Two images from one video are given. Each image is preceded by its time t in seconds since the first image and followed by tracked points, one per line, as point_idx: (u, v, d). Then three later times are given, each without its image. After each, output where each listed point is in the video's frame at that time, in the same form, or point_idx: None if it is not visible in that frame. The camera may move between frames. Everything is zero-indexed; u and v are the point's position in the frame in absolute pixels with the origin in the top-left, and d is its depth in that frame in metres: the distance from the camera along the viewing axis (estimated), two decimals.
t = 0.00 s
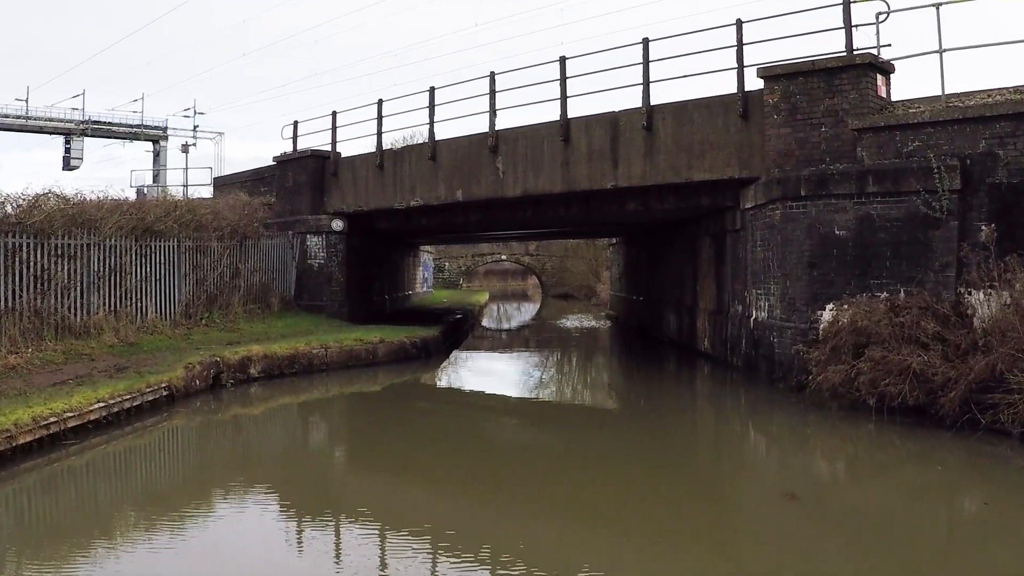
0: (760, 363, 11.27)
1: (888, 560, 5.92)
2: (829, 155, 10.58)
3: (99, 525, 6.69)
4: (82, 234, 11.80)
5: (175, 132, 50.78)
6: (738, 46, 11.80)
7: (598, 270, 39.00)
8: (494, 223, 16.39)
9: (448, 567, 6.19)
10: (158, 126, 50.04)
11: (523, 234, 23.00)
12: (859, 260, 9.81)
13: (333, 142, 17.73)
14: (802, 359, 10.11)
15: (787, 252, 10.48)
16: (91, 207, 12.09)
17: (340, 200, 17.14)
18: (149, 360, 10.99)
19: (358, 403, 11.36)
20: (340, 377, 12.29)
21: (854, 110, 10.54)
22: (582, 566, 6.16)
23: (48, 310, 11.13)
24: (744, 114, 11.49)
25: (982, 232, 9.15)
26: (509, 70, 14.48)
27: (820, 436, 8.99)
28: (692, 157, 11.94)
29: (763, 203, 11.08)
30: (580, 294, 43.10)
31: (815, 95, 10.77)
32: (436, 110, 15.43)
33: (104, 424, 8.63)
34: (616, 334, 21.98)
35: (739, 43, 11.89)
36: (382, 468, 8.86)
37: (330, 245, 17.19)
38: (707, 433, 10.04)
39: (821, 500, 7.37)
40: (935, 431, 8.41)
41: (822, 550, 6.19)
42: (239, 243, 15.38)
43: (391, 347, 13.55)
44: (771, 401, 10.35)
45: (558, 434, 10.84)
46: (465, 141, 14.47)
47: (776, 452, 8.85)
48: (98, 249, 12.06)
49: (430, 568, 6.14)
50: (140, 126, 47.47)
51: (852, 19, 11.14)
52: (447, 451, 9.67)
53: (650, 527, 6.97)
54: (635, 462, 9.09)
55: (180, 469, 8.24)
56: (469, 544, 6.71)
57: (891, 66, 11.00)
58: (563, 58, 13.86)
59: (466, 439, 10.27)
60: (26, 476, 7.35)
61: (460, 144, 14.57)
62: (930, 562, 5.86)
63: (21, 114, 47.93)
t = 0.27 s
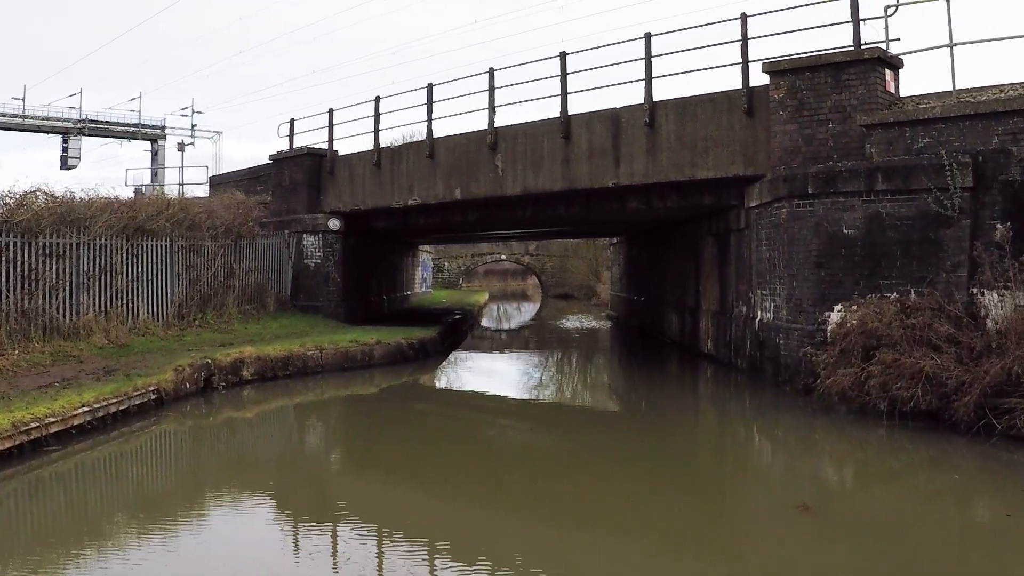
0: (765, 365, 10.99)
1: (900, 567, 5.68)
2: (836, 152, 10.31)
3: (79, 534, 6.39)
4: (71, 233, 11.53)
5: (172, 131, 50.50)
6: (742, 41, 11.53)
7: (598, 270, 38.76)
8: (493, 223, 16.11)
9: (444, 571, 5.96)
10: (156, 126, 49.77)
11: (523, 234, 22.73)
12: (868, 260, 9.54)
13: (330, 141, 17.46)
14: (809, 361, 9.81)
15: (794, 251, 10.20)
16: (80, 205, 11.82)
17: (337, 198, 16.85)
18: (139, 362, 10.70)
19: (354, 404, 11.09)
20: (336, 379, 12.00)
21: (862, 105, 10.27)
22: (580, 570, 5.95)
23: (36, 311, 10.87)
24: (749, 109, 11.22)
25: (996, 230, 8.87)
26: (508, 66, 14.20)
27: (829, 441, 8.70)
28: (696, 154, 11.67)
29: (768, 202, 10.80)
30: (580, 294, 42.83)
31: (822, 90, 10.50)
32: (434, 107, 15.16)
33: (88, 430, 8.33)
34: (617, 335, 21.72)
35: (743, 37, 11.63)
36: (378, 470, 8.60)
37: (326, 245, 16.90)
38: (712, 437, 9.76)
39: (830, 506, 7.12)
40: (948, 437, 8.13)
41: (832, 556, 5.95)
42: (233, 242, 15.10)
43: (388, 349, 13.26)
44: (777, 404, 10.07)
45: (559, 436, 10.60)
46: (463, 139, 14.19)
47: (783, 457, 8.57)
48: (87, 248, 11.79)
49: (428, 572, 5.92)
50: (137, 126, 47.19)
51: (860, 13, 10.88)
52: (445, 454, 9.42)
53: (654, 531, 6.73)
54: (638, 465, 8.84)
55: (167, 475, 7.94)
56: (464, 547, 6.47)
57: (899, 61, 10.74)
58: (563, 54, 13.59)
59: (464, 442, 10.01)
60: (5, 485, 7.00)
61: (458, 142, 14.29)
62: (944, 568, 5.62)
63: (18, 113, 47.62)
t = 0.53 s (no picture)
0: (771, 367, 10.71)
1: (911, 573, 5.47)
2: (844, 149, 10.02)
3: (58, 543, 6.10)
4: (60, 232, 11.26)
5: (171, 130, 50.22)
6: (747, 36, 11.25)
7: (599, 270, 38.53)
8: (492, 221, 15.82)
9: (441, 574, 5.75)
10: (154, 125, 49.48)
11: (523, 233, 22.45)
12: (878, 260, 9.27)
13: (326, 138, 17.18)
14: (818, 364, 9.53)
15: (801, 251, 9.92)
16: (69, 204, 11.55)
17: (333, 197, 16.58)
18: (128, 364, 10.42)
19: (350, 407, 10.82)
20: (331, 381, 11.71)
21: (871, 101, 9.98)
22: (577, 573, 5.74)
23: (22, 311, 10.61)
24: (754, 105, 10.95)
25: (1010, 229, 8.56)
26: (507, 62, 13.92)
27: (839, 447, 8.42)
28: (700, 152, 11.38)
29: (774, 200, 10.53)
30: (580, 294, 42.57)
31: (830, 85, 10.23)
32: (432, 104, 14.88)
33: (72, 435, 8.02)
34: (617, 335, 21.44)
35: (748, 32, 11.35)
36: (373, 473, 8.36)
37: (323, 244, 16.62)
38: (716, 441, 9.48)
39: (838, 511, 6.88)
40: (963, 444, 7.85)
41: (840, 562, 5.72)
42: (227, 241, 14.82)
43: (385, 350, 12.97)
44: (784, 408, 9.80)
45: (560, 437, 10.34)
46: (462, 136, 13.92)
47: (791, 462, 8.29)
48: (76, 247, 11.52)
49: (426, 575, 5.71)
50: (136, 124, 46.92)
51: (868, 6, 10.60)
52: (443, 456, 9.17)
53: (656, 535, 6.50)
54: (641, 468, 8.60)
55: (153, 481, 7.64)
56: (457, 551, 6.25)
57: (909, 55, 10.45)
58: (564, 49, 13.31)
59: (463, 444, 9.76)
60: None
61: (457, 139, 14.01)
62: None
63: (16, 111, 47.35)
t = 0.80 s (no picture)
0: (777, 370, 10.44)
1: None
2: (853, 146, 9.76)
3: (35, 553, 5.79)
4: (48, 230, 10.99)
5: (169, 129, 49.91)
6: (753, 30, 10.98)
7: (599, 270, 38.35)
8: (492, 220, 15.55)
9: None
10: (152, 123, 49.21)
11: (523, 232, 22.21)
12: (889, 260, 9.00)
13: (323, 136, 16.92)
14: (826, 368, 9.25)
15: (808, 250, 9.65)
16: (57, 202, 11.31)
17: (330, 195, 16.32)
18: (117, 366, 10.14)
19: (345, 409, 10.56)
20: (326, 384, 11.43)
21: (880, 97, 9.72)
22: None
23: (8, 312, 10.36)
24: (759, 101, 10.67)
25: None
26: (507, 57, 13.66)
27: (849, 453, 8.14)
28: (704, 149, 11.11)
29: (780, 198, 10.25)
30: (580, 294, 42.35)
31: (838, 81, 9.95)
32: (430, 101, 14.61)
33: (54, 440, 7.72)
34: (618, 336, 21.17)
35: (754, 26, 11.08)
36: (368, 476, 8.11)
37: (320, 244, 16.38)
38: (722, 444, 9.23)
39: (846, 516, 6.66)
40: (978, 450, 7.58)
41: (847, 570, 5.49)
42: (222, 240, 14.55)
43: (382, 352, 12.69)
44: (791, 412, 9.53)
45: (562, 439, 10.09)
46: (461, 133, 13.65)
47: (799, 468, 8.03)
48: (65, 246, 11.25)
49: None
50: (134, 123, 46.62)
51: None
52: (441, 458, 8.92)
53: (658, 541, 6.26)
54: (644, 471, 8.35)
55: (139, 487, 7.35)
56: (450, 556, 6.04)
57: (919, 50, 10.18)
58: (565, 44, 13.03)
59: (462, 446, 9.50)
60: None
61: (456, 136, 13.75)
62: None
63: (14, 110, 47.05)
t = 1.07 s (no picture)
0: (783, 373, 10.17)
1: None
2: (862, 143, 9.50)
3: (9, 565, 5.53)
4: (36, 228, 10.72)
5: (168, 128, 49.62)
6: (759, 24, 10.70)
7: (599, 271, 38.12)
8: (491, 220, 15.27)
9: None
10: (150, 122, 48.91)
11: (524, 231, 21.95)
12: (900, 260, 8.73)
13: (320, 133, 16.65)
14: (836, 371, 8.97)
15: (816, 250, 9.38)
16: (46, 199, 11.02)
17: (327, 193, 16.05)
18: (105, 368, 9.87)
19: (340, 411, 10.29)
20: (321, 386, 11.16)
21: (890, 92, 9.45)
22: None
23: None
24: (765, 97, 10.40)
25: None
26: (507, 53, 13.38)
27: (860, 459, 7.86)
28: (709, 146, 10.83)
29: (787, 196, 9.98)
30: (581, 294, 42.12)
31: (847, 76, 9.68)
32: (428, 97, 14.34)
33: (36, 445, 7.44)
34: (619, 337, 20.91)
35: (759, 20, 10.80)
36: (362, 481, 7.86)
37: (316, 243, 16.10)
38: (727, 449, 8.95)
39: (854, 523, 6.43)
40: (994, 457, 7.31)
41: None
42: (216, 239, 14.28)
43: (379, 353, 12.42)
44: (798, 416, 9.26)
45: (563, 441, 9.83)
46: (460, 130, 13.37)
47: (808, 473, 7.76)
48: (54, 244, 10.98)
49: None
50: (132, 121, 46.32)
51: None
52: (439, 461, 8.67)
53: (660, 550, 6.01)
54: (647, 475, 8.10)
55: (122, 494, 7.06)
56: (443, 562, 5.82)
57: (929, 44, 9.91)
58: (566, 39, 12.75)
59: (460, 449, 9.24)
60: None
61: (454, 134, 13.47)
62: None
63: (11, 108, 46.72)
